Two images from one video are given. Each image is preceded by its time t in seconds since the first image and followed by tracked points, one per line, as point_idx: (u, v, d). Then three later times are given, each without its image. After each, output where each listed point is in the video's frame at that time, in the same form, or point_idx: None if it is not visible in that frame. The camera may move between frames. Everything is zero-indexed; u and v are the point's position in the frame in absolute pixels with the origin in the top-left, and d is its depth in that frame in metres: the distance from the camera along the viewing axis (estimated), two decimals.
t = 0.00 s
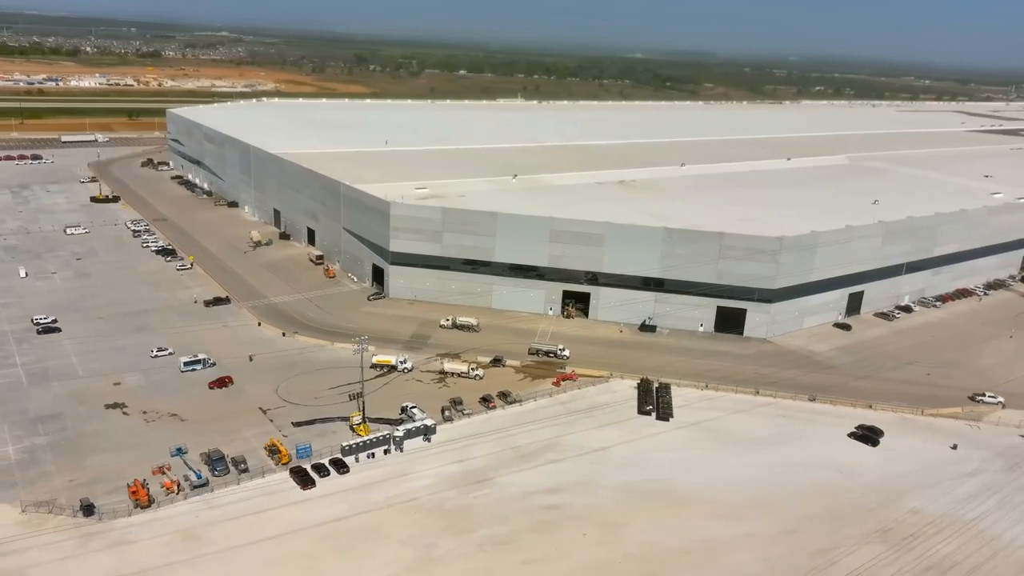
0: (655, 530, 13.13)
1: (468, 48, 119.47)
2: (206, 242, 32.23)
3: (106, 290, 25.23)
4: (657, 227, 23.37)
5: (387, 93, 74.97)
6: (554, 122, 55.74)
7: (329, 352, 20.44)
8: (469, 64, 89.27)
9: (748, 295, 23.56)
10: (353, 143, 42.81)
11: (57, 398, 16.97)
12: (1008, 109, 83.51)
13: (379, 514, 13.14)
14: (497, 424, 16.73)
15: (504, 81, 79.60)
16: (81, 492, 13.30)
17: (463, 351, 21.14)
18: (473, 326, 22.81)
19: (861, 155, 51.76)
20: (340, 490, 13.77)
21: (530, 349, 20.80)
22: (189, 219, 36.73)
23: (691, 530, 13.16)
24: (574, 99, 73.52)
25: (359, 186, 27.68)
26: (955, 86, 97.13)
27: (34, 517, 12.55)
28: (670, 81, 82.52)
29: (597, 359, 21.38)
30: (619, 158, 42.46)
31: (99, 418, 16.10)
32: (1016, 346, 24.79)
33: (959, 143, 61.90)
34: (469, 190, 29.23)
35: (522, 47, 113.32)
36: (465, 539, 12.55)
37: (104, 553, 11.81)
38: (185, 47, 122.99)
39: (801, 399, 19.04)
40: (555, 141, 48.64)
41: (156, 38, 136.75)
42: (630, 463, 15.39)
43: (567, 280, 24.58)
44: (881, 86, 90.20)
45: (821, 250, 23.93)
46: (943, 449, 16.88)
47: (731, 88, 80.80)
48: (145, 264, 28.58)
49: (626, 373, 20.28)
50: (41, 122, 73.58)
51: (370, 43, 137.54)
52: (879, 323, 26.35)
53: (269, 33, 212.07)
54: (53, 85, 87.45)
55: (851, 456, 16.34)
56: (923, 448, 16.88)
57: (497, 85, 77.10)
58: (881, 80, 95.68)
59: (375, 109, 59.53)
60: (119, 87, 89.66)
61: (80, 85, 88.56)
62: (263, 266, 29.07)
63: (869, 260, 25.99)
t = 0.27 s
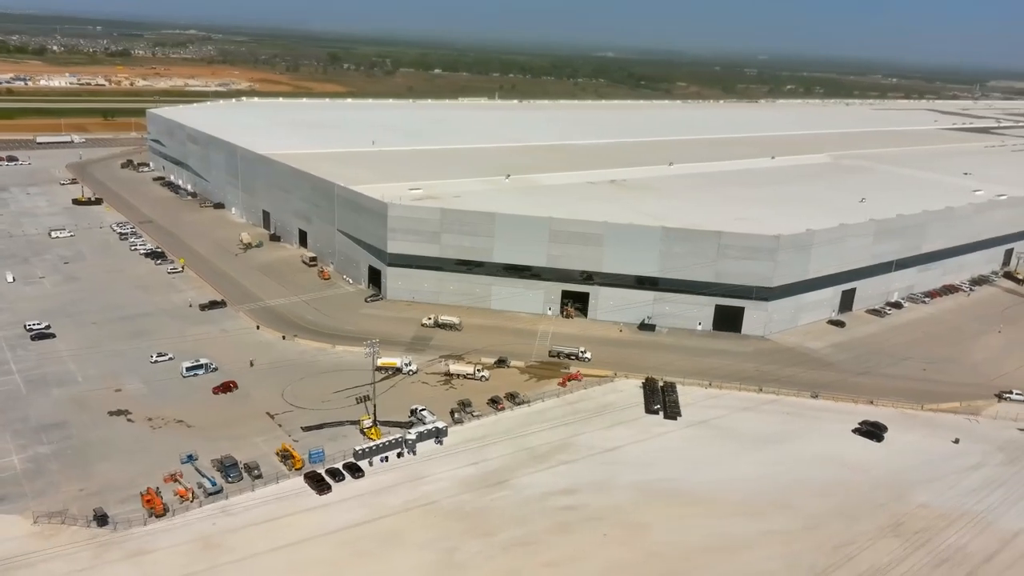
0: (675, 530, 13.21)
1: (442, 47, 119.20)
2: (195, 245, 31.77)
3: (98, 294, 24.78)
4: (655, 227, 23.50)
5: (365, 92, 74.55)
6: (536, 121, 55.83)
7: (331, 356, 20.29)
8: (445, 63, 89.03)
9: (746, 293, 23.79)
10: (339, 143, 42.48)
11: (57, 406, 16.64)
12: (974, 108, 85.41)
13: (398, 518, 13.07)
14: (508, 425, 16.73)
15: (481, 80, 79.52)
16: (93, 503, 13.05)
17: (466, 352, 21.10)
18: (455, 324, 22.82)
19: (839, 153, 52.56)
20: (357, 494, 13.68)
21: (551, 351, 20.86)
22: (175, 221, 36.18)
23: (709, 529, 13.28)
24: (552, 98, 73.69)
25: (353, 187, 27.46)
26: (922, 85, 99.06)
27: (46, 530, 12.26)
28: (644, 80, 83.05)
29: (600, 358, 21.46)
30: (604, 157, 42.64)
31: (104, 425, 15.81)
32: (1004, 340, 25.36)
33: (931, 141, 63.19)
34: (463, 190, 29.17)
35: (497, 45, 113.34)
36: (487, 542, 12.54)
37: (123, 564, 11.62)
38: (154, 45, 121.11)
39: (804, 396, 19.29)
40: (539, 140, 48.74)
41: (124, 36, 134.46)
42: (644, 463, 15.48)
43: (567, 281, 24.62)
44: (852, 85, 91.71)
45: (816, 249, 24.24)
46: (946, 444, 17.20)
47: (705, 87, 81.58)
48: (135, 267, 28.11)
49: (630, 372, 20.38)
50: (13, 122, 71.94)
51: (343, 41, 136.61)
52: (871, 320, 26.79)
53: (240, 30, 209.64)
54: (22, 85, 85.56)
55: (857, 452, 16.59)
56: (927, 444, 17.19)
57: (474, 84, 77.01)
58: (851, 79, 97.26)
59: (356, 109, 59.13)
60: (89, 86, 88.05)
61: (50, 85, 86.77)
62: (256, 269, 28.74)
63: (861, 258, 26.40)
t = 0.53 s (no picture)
0: (696, 529, 13.28)
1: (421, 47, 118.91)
2: (189, 246, 31.40)
3: (94, 298, 24.40)
4: (657, 226, 23.58)
5: (347, 92, 74.13)
6: (522, 120, 55.87)
7: (337, 358, 20.16)
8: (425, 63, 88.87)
9: (747, 292, 23.97)
10: (330, 143, 42.17)
11: (63, 412, 16.36)
12: (949, 106, 86.84)
13: (420, 521, 13.02)
14: (521, 426, 16.72)
15: (462, 79, 79.41)
16: (109, 511, 12.86)
17: (472, 353, 21.06)
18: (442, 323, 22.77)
19: (823, 152, 53.15)
20: (376, 498, 13.61)
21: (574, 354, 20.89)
22: (167, 222, 35.73)
23: (730, 527, 13.36)
24: (534, 96, 73.74)
25: (351, 187, 27.29)
26: (896, 83, 100.47)
27: (63, 539, 12.06)
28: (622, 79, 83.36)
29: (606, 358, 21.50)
30: (593, 156, 42.76)
31: (113, 432, 15.57)
32: (997, 337, 25.80)
33: (910, 139, 64.12)
34: (461, 191, 29.07)
35: (478, 45, 113.22)
36: (511, 544, 12.52)
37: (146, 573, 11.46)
38: (128, 43, 119.41)
39: (810, 393, 19.48)
40: (527, 140, 48.77)
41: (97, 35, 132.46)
42: (658, 462, 15.54)
43: (569, 281, 24.64)
44: (829, 83, 92.86)
45: (815, 247, 24.47)
46: (953, 439, 17.45)
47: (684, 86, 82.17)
48: (129, 269, 27.71)
49: (637, 372, 20.46)
50: None
51: (322, 40, 135.74)
52: (868, 317, 27.10)
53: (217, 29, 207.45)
54: None
55: (867, 449, 16.78)
56: (933, 439, 17.42)
57: (455, 83, 76.86)
58: (828, 78, 98.46)
59: (342, 108, 58.75)
60: (64, 85, 86.68)
61: (27, 85, 85.27)
62: (253, 271, 28.47)
63: (857, 256, 26.71)
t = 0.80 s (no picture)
0: (717, 527, 13.36)
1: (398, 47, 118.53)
2: (182, 249, 31.01)
3: (90, 302, 24.03)
4: (659, 226, 23.69)
5: (329, 92, 73.63)
6: (509, 120, 55.86)
7: (344, 361, 20.05)
8: (404, 63, 88.46)
9: (748, 290, 24.17)
10: (320, 143, 41.86)
11: (71, 419, 16.11)
12: (925, 104, 88.18)
13: (443, 524, 12.97)
14: (535, 427, 16.73)
15: (444, 78, 79.17)
16: (128, 520, 12.67)
17: (479, 354, 21.03)
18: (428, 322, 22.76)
19: (808, 150, 53.73)
20: (397, 502, 13.55)
21: (599, 354, 20.89)
22: (157, 224, 35.26)
23: (750, 525, 13.47)
24: (516, 95, 73.71)
25: (350, 188, 27.10)
26: (871, 83, 101.85)
27: (83, 550, 11.87)
28: (601, 78, 83.55)
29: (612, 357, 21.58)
30: (583, 155, 42.84)
31: (123, 438, 15.37)
32: (991, 332, 26.24)
33: (889, 137, 65.02)
34: (459, 191, 29.00)
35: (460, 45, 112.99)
36: (537, 546, 12.52)
37: None
38: (102, 42, 117.62)
39: (815, 390, 19.70)
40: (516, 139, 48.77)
41: (68, 34, 130.21)
42: (674, 461, 15.62)
43: (571, 281, 24.68)
44: (807, 83, 93.81)
45: (814, 245, 24.73)
46: (958, 435, 17.73)
47: (663, 86, 82.49)
48: (123, 272, 27.32)
49: (643, 371, 20.55)
50: None
51: (300, 39, 134.64)
52: (864, 314, 27.45)
53: (192, 27, 204.70)
54: None
55: (875, 445, 17.00)
56: (939, 435, 17.70)
57: (436, 82, 76.60)
58: (804, 78, 99.52)
59: (328, 108, 58.34)
60: (38, 84, 85.20)
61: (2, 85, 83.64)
62: (250, 273, 28.19)
63: (853, 254, 27.04)
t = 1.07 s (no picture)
0: (737, 525, 13.46)
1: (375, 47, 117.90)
2: (175, 251, 30.60)
3: (86, 306, 23.63)
4: (660, 225, 23.80)
5: (311, 91, 73.03)
6: (494, 119, 55.79)
7: (350, 363, 19.92)
8: (382, 62, 88.00)
9: (748, 289, 24.38)
10: (310, 143, 41.52)
11: (78, 426, 15.84)
12: (900, 103, 89.50)
13: (467, 527, 12.94)
14: (548, 428, 16.74)
15: (422, 77, 78.87)
16: (146, 528, 12.49)
17: (485, 355, 21.00)
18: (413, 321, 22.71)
19: (791, 149, 54.29)
20: (418, 505, 13.50)
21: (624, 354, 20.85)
22: (147, 226, 34.76)
23: (769, 523, 13.59)
24: (499, 94, 73.63)
25: (348, 189, 26.90)
26: (848, 82, 103.18)
27: (104, 560, 11.68)
28: (578, 77, 83.78)
29: (616, 357, 21.66)
30: (571, 155, 42.89)
31: (134, 445, 15.14)
32: (983, 327, 26.71)
33: (868, 135, 65.89)
34: (456, 192, 28.93)
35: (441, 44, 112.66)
36: (562, 548, 12.54)
37: None
38: (74, 40, 115.53)
39: (819, 388, 19.94)
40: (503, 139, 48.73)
41: (39, 33, 127.80)
42: (688, 460, 15.72)
43: (573, 281, 24.72)
44: (781, 82, 94.82)
45: (812, 243, 24.99)
46: (962, 430, 18.02)
47: (638, 84, 82.94)
48: (116, 275, 26.90)
49: (649, 370, 20.65)
50: None
51: (277, 38, 133.28)
52: (859, 311, 27.81)
53: (166, 25, 201.76)
54: None
55: (882, 441, 17.24)
56: (943, 430, 17.99)
57: (413, 81, 76.26)
58: (781, 77, 100.54)
59: (312, 108, 57.87)
60: (10, 83, 83.55)
61: None
62: (246, 275, 27.90)
63: (848, 251, 27.37)
